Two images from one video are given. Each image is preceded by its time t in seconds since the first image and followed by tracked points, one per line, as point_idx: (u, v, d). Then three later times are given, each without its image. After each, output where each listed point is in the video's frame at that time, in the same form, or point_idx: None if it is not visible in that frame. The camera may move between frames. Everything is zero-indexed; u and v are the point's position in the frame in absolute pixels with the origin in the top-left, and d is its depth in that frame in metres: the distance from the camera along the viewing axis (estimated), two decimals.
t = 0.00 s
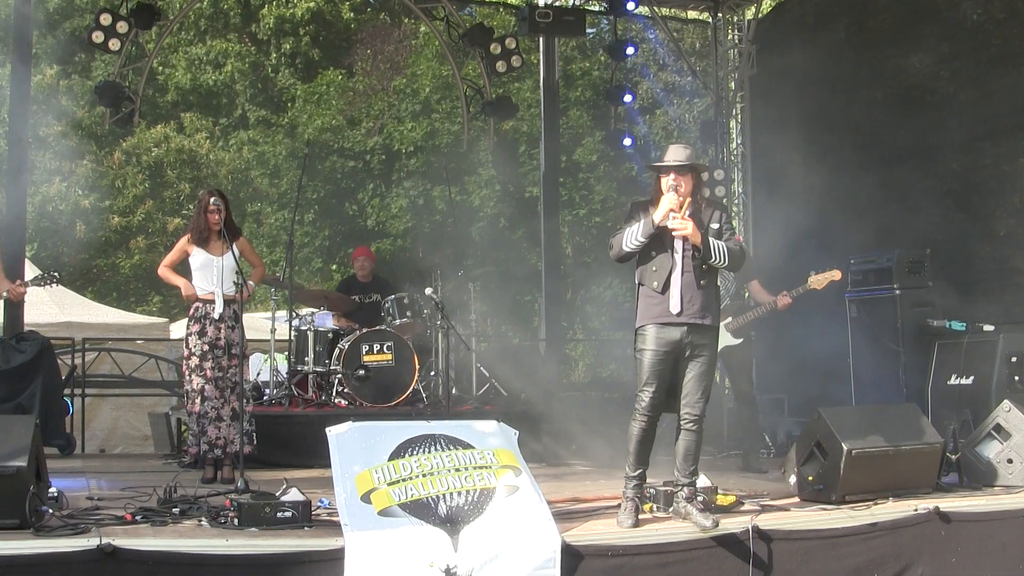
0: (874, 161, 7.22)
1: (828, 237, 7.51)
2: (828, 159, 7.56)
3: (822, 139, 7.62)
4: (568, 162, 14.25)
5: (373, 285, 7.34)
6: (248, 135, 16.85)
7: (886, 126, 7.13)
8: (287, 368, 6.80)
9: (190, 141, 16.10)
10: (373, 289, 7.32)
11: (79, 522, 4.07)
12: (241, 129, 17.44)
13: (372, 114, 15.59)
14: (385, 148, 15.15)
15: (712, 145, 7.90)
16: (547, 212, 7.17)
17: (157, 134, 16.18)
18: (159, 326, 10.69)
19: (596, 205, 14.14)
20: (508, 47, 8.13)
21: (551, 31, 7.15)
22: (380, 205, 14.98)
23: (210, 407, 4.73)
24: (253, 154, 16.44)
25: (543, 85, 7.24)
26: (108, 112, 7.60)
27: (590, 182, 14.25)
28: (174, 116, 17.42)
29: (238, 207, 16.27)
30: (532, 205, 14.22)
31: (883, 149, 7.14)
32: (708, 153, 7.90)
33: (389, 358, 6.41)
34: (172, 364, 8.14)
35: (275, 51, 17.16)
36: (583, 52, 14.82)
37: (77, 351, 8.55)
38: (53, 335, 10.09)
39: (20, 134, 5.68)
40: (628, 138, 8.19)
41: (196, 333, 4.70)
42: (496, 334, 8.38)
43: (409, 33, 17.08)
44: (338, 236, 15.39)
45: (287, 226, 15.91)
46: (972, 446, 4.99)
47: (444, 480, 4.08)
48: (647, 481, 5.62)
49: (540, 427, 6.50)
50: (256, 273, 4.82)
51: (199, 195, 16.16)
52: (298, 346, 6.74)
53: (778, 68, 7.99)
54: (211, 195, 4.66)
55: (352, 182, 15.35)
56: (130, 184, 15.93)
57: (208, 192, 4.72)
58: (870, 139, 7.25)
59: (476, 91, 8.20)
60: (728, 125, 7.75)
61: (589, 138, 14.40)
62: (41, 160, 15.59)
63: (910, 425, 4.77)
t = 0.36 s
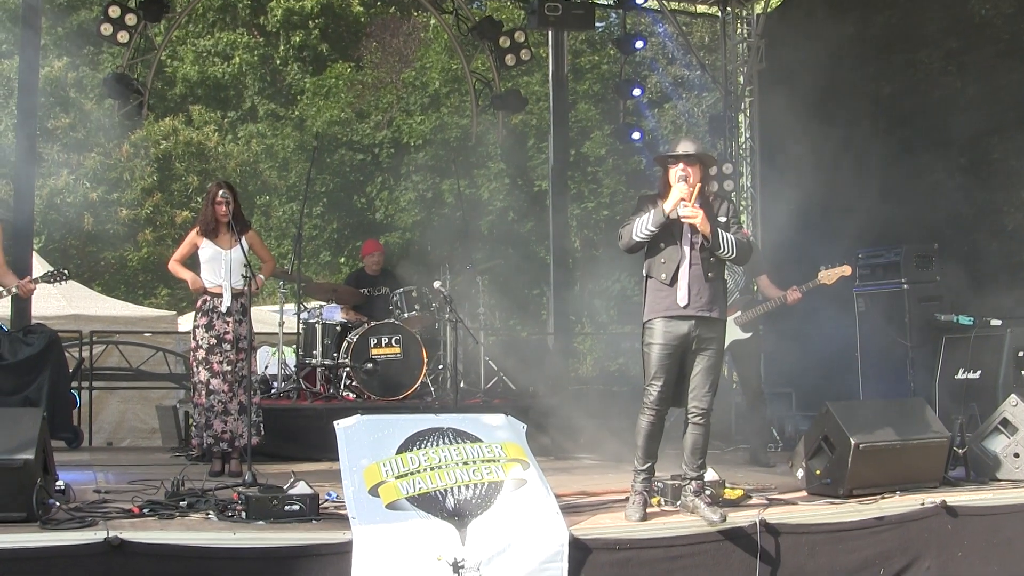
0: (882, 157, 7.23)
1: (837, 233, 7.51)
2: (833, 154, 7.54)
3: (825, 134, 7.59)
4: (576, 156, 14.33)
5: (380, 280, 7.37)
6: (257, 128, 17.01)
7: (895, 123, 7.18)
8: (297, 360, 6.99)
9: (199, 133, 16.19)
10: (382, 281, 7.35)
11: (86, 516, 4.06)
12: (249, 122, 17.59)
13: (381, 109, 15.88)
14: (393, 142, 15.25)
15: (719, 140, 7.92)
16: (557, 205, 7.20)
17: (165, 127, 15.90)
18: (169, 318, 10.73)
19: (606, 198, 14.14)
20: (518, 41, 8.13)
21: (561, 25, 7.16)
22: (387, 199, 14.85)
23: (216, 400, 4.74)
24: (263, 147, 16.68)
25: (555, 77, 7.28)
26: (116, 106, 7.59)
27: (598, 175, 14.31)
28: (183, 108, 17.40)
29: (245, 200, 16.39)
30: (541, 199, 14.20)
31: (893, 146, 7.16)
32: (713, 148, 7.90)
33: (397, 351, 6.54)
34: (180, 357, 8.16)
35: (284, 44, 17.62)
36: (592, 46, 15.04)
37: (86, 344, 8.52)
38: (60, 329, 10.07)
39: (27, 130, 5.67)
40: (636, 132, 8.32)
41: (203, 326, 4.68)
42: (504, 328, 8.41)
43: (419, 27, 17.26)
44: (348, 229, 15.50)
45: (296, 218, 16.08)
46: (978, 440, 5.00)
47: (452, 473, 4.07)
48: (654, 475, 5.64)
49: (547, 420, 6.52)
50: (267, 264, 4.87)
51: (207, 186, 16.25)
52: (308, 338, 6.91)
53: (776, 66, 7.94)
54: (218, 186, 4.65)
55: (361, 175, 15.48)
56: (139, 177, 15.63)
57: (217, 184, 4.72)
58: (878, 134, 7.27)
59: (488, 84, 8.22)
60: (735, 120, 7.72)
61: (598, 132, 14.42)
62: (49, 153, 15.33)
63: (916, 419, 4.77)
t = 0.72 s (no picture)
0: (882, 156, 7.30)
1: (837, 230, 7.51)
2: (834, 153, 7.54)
3: (828, 131, 7.52)
4: (576, 150, 14.37)
5: (379, 273, 7.47)
6: (257, 121, 17.06)
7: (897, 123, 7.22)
8: (294, 354, 6.81)
9: (200, 126, 16.20)
10: (383, 275, 7.46)
11: (84, 508, 4.05)
12: (250, 115, 17.64)
13: (382, 102, 15.89)
14: (394, 135, 15.27)
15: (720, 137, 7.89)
16: (559, 198, 7.21)
17: (165, 120, 15.93)
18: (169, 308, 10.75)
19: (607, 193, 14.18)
20: (520, 34, 8.13)
21: (563, 19, 7.15)
22: (387, 193, 14.94)
23: (215, 394, 4.74)
24: (263, 140, 16.75)
25: (557, 71, 7.29)
26: (116, 97, 7.60)
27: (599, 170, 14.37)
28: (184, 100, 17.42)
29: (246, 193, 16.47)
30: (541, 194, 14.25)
31: (894, 146, 7.27)
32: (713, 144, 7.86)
33: (397, 345, 6.60)
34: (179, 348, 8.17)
35: (284, 36, 17.70)
36: (594, 41, 15.09)
37: (85, 335, 8.53)
38: (59, 319, 10.09)
39: (27, 120, 5.65)
40: (636, 128, 8.30)
41: (202, 320, 4.70)
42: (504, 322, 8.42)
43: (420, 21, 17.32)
44: (347, 222, 15.61)
45: (295, 211, 16.14)
46: (976, 437, 5.01)
47: (451, 468, 4.07)
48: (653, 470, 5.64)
49: (546, 415, 6.53)
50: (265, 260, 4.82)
51: (207, 178, 16.33)
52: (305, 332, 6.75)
53: (775, 60, 7.79)
54: (220, 177, 4.65)
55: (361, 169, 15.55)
56: (140, 169, 15.79)
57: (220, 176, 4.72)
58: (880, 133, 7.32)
59: (490, 78, 8.21)
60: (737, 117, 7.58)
61: (599, 127, 14.44)
62: (50, 144, 15.36)
63: (914, 417, 4.77)
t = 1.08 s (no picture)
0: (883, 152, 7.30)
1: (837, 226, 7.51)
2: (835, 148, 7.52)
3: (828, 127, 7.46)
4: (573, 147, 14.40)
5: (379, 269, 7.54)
6: (254, 119, 17.10)
7: (899, 119, 7.21)
8: (292, 351, 6.88)
9: (197, 123, 16.22)
10: (381, 271, 7.52)
11: (82, 505, 4.06)
12: (247, 113, 17.70)
13: (379, 100, 15.78)
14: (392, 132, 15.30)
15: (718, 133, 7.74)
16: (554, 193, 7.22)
17: (162, 117, 16.18)
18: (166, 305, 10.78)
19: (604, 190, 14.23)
20: (515, 32, 8.13)
21: (558, 16, 7.14)
22: (385, 190, 14.99)
23: (225, 394, 4.78)
24: (260, 138, 16.78)
25: (552, 67, 7.29)
26: (113, 95, 7.61)
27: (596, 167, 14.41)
28: (181, 97, 17.45)
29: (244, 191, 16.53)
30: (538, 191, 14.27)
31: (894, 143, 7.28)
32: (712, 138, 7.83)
33: (394, 342, 6.61)
34: (176, 346, 8.19)
35: (280, 33, 17.75)
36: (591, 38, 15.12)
37: (83, 332, 8.56)
38: (57, 316, 10.13)
39: (24, 119, 5.66)
40: (634, 123, 8.31)
41: (209, 318, 4.72)
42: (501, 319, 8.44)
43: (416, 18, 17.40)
44: (343, 219, 15.70)
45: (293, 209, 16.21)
46: (975, 433, 5.00)
47: (449, 464, 4.07)
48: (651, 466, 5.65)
49: (543, 412, 6.55)
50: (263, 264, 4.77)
51: (204, 176, 16.41)
52: (303, 329, 6.83)
53: (773, 58, 7.76)
54: (226, 174, 4.66)
55: (359, 166, 15.60)
56: (136, 167, 15.95)
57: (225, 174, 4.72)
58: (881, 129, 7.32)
59: (484, 76, 8.24)
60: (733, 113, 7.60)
61: (597, 124, 14.46)
62: (47, 142, 15.41)
63: (914, 413, 4.77)
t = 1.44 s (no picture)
0: (885, 149, 7.31)
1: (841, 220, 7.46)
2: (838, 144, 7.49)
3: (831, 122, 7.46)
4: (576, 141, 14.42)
5: (381, 263, 7.64)
6: (258, 112, 17.13)
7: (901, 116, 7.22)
8: (295, 344, 6.95)
9: (200, 115, 16.25)
10: (385, 265, 7.61)
11: (85, 497, 4.06)
12: (250, 106, 17.73)
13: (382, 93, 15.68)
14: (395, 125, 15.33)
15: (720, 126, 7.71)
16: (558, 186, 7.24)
17: (166, 109, 16.14)
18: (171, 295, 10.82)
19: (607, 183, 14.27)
20: (521, 24, 8.14)
21: (562, 8, 7.14)
22: (387, 183, 15.03)
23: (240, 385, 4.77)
24: (263, 131, 16.82)
25: (556, 59, 7.31)
26: (118, 87, 7.60)
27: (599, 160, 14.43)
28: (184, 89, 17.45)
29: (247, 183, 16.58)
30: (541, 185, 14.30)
31: (897, 139, 7.28)
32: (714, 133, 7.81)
33: (397, 335, 6.74)
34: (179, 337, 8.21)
35: (284, 25, 17.77)
36: (595, 31, 15.12)
37: (85, 325, 8.59)
38: (60, 308, 10.16)
39: (28, 111, 5.65)
40: (638, 117, 8.33)
41: (230, 311, 4.71)
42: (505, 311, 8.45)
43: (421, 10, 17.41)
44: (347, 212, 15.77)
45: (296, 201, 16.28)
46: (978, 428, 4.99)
47: (453, 457, 4.06)
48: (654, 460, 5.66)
49: (546, 404, 6.56)
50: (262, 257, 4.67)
51: (207, 168, 16.46)
52: (306, 321, 6.92)
53: (775, 53, 7.66)
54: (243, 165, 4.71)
55: (362, 159, 15.64)
56: (141, 159, 15.89)
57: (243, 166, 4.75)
58: (883, 127, 7.33)
59: (489, 68, 8.26)
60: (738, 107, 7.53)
61: (600, 117, 14.47)
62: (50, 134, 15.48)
63: (918, 408, 4.77)
